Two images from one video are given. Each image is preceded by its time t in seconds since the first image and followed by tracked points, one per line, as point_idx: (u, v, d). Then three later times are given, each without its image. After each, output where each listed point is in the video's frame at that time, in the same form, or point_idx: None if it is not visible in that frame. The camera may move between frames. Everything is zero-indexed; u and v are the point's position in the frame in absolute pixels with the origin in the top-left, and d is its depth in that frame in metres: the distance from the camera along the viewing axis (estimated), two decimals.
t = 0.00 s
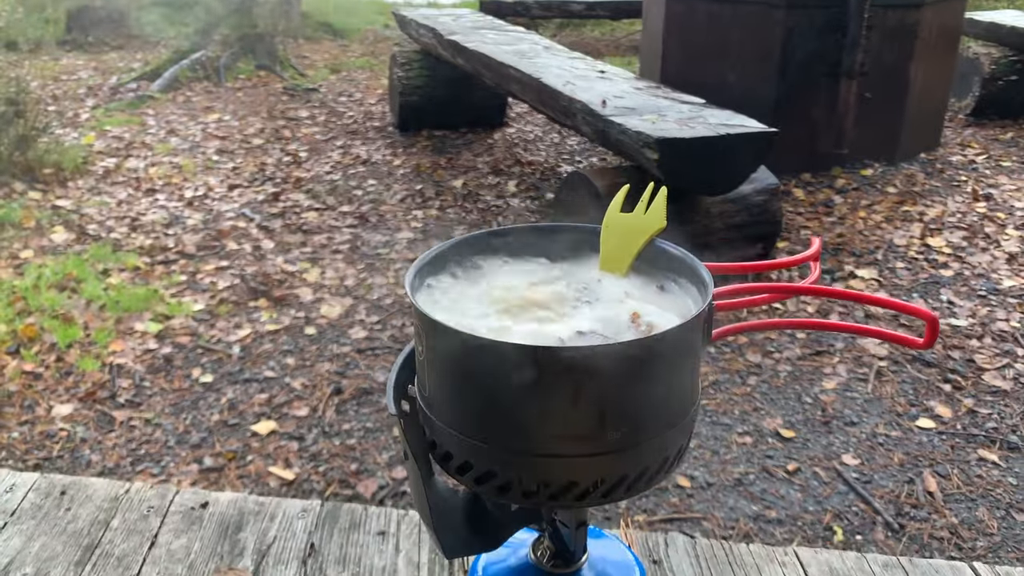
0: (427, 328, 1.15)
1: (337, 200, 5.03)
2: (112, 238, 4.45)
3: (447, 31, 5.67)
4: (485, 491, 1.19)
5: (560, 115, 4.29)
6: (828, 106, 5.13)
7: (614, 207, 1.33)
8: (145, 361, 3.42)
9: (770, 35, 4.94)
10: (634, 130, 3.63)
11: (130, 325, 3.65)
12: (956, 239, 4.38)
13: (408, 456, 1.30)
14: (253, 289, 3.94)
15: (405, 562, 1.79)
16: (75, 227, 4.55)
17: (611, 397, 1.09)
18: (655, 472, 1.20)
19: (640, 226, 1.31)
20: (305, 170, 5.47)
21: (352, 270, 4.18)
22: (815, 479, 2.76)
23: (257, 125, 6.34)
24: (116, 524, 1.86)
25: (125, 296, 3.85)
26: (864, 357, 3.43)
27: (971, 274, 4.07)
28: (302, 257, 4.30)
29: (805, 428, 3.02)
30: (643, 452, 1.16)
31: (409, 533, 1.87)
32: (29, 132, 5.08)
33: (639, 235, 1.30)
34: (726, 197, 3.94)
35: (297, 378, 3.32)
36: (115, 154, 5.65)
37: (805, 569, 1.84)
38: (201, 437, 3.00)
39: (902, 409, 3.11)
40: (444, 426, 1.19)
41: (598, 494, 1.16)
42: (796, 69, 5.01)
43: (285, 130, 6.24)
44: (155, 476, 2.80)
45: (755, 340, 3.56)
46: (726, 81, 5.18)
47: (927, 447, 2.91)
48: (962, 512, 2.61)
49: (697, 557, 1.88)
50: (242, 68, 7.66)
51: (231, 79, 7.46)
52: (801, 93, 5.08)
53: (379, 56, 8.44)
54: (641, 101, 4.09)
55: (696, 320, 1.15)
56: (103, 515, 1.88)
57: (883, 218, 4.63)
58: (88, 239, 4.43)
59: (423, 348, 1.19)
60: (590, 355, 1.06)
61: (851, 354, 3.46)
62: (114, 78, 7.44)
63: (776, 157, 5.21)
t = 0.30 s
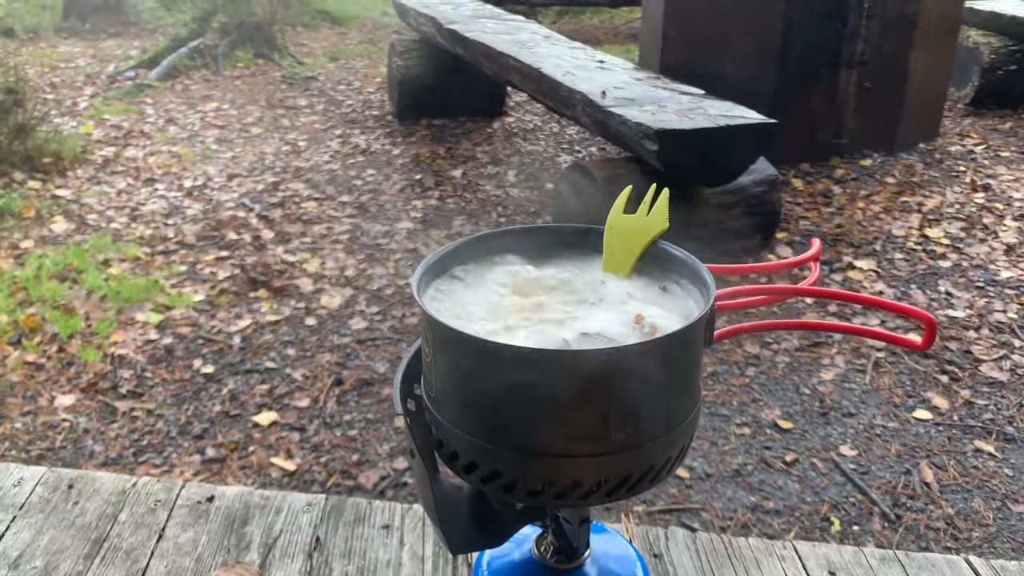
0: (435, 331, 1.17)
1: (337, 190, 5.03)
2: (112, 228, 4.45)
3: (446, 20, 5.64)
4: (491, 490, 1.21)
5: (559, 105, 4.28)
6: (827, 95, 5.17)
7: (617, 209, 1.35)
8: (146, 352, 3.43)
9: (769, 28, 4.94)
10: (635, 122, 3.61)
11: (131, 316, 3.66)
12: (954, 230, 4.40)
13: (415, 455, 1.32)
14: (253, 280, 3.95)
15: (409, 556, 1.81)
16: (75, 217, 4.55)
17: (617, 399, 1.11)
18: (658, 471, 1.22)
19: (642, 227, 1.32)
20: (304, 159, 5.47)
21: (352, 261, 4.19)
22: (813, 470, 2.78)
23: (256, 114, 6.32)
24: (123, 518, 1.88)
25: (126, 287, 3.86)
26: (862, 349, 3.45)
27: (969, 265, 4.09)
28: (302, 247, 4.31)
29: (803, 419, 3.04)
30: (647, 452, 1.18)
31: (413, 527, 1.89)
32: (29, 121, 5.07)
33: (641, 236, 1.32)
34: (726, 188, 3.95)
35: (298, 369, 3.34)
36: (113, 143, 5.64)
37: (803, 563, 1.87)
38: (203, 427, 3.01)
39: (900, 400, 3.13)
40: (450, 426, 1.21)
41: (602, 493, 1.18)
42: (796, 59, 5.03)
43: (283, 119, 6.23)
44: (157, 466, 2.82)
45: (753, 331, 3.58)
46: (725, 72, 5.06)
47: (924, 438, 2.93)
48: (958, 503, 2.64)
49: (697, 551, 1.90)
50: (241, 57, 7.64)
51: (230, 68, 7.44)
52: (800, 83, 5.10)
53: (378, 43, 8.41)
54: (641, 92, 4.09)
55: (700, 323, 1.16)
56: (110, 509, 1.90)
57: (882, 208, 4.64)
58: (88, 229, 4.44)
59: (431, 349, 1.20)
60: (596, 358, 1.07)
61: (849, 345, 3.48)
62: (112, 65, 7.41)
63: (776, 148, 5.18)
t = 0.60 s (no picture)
0: (440, 337, 1.18)
1: (336, 188, 5.04)
2: (112, 226, 4.46)
3: (446, 17, 5.64)
4: (496, 494, 1.23)
5: (559, 104, 4.29)
6: (826, 93, 5.19)
7: (618, 214, 1.37)
8: (147, 350, 3.45)
9: (768, 27, 4.95)
10: (635, 121, 3.62)
11: (132, 314, 3.67)
12: (952, 227, 4.41)
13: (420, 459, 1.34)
14: (253, 277, 3.96)
15: (413, 556, 1.83)
16: (75, 214, 4.56)
17: (619, 405, 1.13)
18: (659, 475, 1.24)
19: (643, 233, 1.34)
20: (304, 157, 5.48)
21: (352, 258, 4.20)
22: (811, 468, 2.80)
23: (255, 111, 6.33)
24: (129, 519, 1.90)
25: (127, 285, 3.87)
26: (859, 347, 3.47)
27: (966, 262, 4.11)
28: (302, 245, 4.32)
29: (800, 417, 3.06)
30: (649, 456, 1.19)
31: (416, 527, 1.91)
32: (28, 119, 5.08)
33: (642, 242, 1.33)
34: (724, 187, 3.97)
35: (299, 366, 3.36)
36: (113, 140, 5.64)
37: (801, 563, 1.89)
38: (204, 426, 3.03)
39: (897, 398, 3.16)
40: (455, 431, 1.23)
41: (605, 497, 1.20)
42: (795, 56, 5.05)
43: (283, 116, 6.24)
44: (159, 464, 2.84)
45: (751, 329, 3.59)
46: (723, 69, 5.03)
47: (921, 436, 2.95)
48: (954, 500, 2.66)
49: (697, 551, 1.92)
50: (240, 54, 7.64)
51: (229, 65, 7.43)
52: (799, 81, 5.12)
53: (377, 40, 8.41)
54: (640, 91, 4.10)
55: (701, 330, 1.18)
56: (116, 509, 1.92)
57: (880, 206, 4.66)
58: (88, 226, 4.45)
59: (436, 355, 1.22)
60: (599, 366, 1.09)
61: (847, 343, 3.50)
62: (111, 62, 7.40)
63: (774, 146, 5.19)
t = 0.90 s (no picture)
0: (436, 357, 1.20)
1: (334, 192, 5.05)
2: (110, 231, 4.47)
3: (443, 22, 5.66)
4: (490, 510, 1.24)
5: (555, 110, 4.30)
6: (822, 100, 5.22)
7: (611, 232, 1.38)
8: (145, 355, 3.46)
9: (765, 31, 4.95)
10: (630, 128, 3.64)
11: (130, 319, 3.68)
12: (947, 234, 4.44)
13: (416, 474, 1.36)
14: (251, 283, 3.97)
15: (409, 567, 1.85)
16: (73, 219, 4.57)
17: (611, 423, 1.14)
18: (651, 491, 1.25)
19: (636, 252, 1.36)
20: (301, 161, 5.49)
21: (349, 264, 4.21)
22: (805, 475, 2.82)
23: (253, 115, 6.34)
24: (128, 528, 1.91)
25: (124, 290, 3.88)
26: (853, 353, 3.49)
27: (961, 269, 4.13)
28: (300, 250, 4.33)
29: (795, 424, 3.08)
30: (642, 473, 1.21)
31: (413, 538, 1.92)
32: (27, 122, 5.09)
33: (636, 261, 1.34)
34: (720, 193, 3.99)
35: (296, 372, 3.37)
36: (111, 144, 5.65)
37: (794, 574, 1.90)
38: (202, 431, 3.04)
39: (891, 405, 3.17)
40: (451, 448, 1.24)
41: (597, 513, 1.21)
42: (791, 62, 5.07)
43: (280, 120, 6.25)
44: (157, 470, 2.85)
45: (747, 335, 3.61)
46: (720, 74, 5.05)
47: (915, 443, 2.97)
48: (948, 507, 2.68)
49: (690, 562, 1.94)
50: (238, 57, 7.65)
51: (227, 68, 7.44)
52: (796, 86, 5.14)
53: (374, 43, 8.43)
54: (637, 97, 4.12)
55: (693, 349, 1.20)
56: (115, 519, 1.93)
57: (875, 212, 4.68)
58: (86, 231, 4.46)
59: (432, 373, 1.23)
60: (592, 385, 1.10)
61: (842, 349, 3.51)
62: (110, 65, 7.41)
63: (770, 152, 5.21)
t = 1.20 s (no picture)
0: (439, 372, 1.22)
1: (333, 201, 5.07)
2: (109, 238, 4.48)
3: (443, 32, 5.68)
4: (491, 523, 1.26)
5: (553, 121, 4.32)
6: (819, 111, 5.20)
7: (610, 247, 1.41)
8: (145, 363, 3.47)
9: (761, 43, 5.01)
10: (630, 140, 3.64)
11: (130, 327, 3.69)
12: (942, 245, 4.47)
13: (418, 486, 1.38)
14: (250, 291, 3.99)
15: None
16: (73, 226, 4.59)
17: (610, 438, 1.16)
18: (649, 504, 1.27)
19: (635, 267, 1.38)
20: (301, 169, 5.51)
21: (349, 272, 4.23)
22: (802, 485, 2.84)
23: (252, 123, 6.37)
24: (130, 538, 1.92)
25: (124, 298, 3.89)
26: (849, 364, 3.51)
27: (956, 280, 4.15)
28: (299, 259, 4.35)
29: (791, 434, 3.10)
30: (640, 486, 1.23)
31: (413, 548, 1.94)
32: (27, 130, 5.11)
33: (634, 278, 1.38)
34: (717, 204, 4.02)
35: (295, 381, 3.38)
36: (111, 151, 5.67)
37: None
38: (201, 439, 3.05)
39: (887, 415, 3.20)
40: (452, 461, 1.26)
41: (595, 526, 1.23)
42: (787, 74, 5.10)
43: (280, 128, 6.28)
44: (157, 478, 2.86)
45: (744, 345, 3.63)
46: (717, 86, 5.22)
47: (910, 454, 2.99)
48: (942, 517, 2.70)
49: (686, 573, 1.96)
50: (238, 65, 7.68)
51: (226, 76, 7.47)
52: (792, 98, 5.16)
53: (373, 52, 8.47)
54: (634, 108, 4.15)
55: (689, 365, 1.22)
56: (118, 528, 1.95)
57: (872, 223, 4.70)
58: (86, 238, 4.47)
59: (434, 388, 1.25)
60: (591, 401, 1.12)
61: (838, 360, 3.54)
62: (109, 73, 7.44)
63: (767, 163, 5.26)
